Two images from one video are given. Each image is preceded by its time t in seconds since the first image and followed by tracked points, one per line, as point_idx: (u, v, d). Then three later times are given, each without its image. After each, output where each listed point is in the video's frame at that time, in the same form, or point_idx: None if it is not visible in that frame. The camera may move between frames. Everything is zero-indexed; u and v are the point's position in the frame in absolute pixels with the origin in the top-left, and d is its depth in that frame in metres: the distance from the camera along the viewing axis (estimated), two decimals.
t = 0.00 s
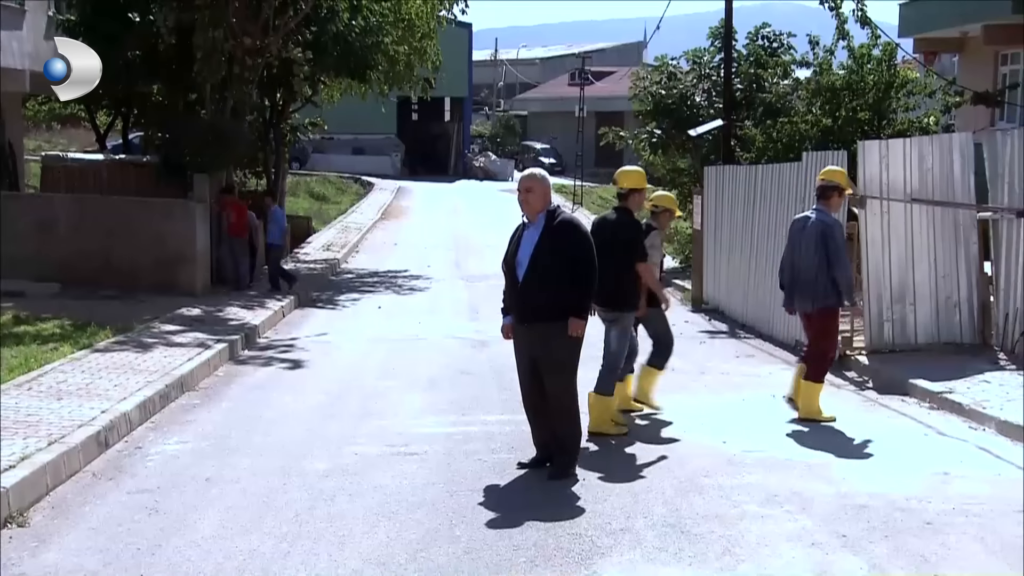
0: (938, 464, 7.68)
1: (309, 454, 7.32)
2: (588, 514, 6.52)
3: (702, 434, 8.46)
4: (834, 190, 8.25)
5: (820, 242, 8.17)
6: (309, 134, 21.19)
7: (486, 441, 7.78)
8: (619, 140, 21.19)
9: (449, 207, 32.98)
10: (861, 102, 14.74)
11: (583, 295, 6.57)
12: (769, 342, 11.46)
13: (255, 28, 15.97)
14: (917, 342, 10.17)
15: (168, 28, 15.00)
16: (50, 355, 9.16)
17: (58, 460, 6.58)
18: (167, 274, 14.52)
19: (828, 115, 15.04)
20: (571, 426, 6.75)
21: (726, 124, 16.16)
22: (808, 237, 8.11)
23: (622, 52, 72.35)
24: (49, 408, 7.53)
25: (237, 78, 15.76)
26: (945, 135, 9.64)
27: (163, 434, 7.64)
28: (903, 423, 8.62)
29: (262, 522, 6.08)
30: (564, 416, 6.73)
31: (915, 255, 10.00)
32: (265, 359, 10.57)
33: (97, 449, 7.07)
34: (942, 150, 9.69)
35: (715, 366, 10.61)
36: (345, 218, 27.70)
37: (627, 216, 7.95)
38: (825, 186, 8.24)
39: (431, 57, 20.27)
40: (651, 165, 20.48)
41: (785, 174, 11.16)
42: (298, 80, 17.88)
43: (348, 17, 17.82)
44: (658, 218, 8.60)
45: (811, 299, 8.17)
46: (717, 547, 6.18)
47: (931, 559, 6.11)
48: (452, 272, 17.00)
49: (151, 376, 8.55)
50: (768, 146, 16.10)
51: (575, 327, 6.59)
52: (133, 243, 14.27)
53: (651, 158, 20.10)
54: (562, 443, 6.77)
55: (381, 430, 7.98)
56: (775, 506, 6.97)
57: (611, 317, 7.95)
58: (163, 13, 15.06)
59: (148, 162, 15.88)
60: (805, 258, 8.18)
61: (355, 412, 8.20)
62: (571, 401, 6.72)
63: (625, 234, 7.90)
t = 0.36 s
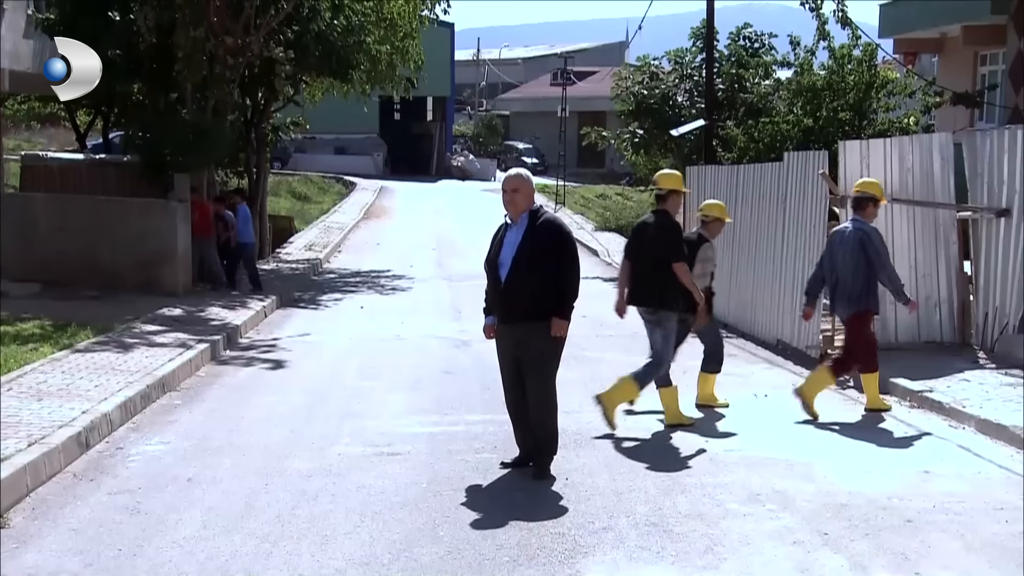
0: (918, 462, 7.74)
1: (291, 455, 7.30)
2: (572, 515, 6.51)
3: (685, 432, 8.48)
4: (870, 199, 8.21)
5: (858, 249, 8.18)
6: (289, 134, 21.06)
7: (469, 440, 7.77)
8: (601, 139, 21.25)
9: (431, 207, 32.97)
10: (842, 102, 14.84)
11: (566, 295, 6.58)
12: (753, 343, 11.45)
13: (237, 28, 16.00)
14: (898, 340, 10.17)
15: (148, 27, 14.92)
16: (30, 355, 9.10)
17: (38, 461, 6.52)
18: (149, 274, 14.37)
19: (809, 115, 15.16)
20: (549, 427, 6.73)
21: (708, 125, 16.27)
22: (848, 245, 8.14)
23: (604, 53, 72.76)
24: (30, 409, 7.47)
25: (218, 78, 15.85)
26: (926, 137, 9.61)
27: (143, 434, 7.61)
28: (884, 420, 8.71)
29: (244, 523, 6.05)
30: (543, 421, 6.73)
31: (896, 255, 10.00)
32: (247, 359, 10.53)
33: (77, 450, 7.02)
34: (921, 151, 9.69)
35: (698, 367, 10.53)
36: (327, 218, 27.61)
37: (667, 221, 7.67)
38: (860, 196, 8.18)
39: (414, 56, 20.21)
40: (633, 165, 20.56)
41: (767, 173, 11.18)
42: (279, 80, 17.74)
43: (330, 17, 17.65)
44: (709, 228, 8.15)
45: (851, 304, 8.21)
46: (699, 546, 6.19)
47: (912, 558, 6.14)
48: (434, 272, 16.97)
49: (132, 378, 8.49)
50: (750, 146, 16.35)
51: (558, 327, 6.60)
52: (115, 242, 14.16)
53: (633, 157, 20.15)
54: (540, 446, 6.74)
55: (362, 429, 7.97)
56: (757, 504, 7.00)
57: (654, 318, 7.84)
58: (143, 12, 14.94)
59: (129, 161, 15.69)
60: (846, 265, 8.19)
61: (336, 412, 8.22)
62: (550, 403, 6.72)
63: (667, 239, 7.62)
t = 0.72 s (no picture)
0: (910, 462, 7.77)
1: (285, 454, 7.31)
2: (566, 515, 6.50)
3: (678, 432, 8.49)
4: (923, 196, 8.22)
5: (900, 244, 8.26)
6: (282, 134, 20.97)
7: (463, 440, 7.77)
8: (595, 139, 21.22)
9: (424, 207, 32.91)
10: (835, 102, 14.72)
11: (559, 298, 6.56)
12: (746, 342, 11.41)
13: (229, 28, 16.06)
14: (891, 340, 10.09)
15: (143, 26, 14.80)
16: (23, 355, 9.07)
17: (31, 461, 6.52)
18: (142, 274, 14.37)
19: (802, 115, 15.01)
20: (541, 427, 6.74)
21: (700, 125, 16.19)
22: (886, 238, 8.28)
23: (597, 54, 72.76)
24: (22, 409, 7.46)
25: (211, 78, 15.85)
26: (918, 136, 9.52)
27: (137, 434, 7.60)
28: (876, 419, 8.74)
29: (237, 523, 6.05)
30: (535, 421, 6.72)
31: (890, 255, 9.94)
32: (241, 359, 10.51)
33: (70, 450, 7.00)
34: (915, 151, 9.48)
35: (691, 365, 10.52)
36: (320, 218, 27.56)
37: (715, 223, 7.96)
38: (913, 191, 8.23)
39: (408, 56, 20.13)
40: (627, 165, 20.55)
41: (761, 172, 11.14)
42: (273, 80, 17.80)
43: (324, 17, 17.76)
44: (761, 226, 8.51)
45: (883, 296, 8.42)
46: (693, 546, 6.19)
47: (905, 557, 6.16)
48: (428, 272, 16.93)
49: (125, 378, 8.47)
50: (744, 147, 16.25)
51: (552, 330, 6.59)
52: (107, 242, 14.14)
53: (627, 157, 20.14)
54: (532, 445, 6.75)
55: (356, 429, 7.97)
56: (751, 503, 7.01)
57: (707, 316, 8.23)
58: (136, 11, 14.84)
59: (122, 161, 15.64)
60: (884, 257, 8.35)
61: (329, 412, 8.22)
62: (544, 404, 6.73)
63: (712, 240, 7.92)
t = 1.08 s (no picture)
0: (907, 462, 7.79)
1: (283, 454, 7.31)
2: (567, 517, 6.48)
3: (676, 433, 8.49)
4: (989, 180, 8.08)
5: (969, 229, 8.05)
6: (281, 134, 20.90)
7: (461, 440, 7.77)
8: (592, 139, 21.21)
9: (422, 207, 32.89)
10: (833, 102, 14.71)
11: (562, 302, 6.57)
12: (745, 344, 11.37)
13: (227, 27, 15.95)
14: (889, 340, 10.14)
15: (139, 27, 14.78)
16: (20, 355, 9.06)
17: (29, 461, 6.51)
18: (140, 274, 14.37)
19: (800, 115, 15.02)
20: (539, 426, 6.75)
21: (698, 125, 16.18)
22: (953, 226, 8.07)
23: (595, 54, 72.66)
24: (20, 409, 7.45)
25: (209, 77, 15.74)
26: (916, 136, 9.53)
27: (135, 434, 7.60)
28: (873, 419, 8.75)
29: (236, 523, 6.05)
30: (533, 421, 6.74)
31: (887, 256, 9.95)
32: (239, 359, 10.51)
33: (68, 451, 7.00)
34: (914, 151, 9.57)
35: (688, 365, 10.50)
36: (318, 218, 27.53)
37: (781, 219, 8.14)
38: (978, 176, 8.07)
39: (405, 56, 20.15)
40: (625, 166, 20.56)
41: (760, 172, 11.08)
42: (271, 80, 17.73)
43: (322, 17, 17.69)
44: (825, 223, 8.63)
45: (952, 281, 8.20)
46: (691, 546, 6.20)
47: (903, 557, 6.17)
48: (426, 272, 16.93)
49: (123, 378, 8.46)
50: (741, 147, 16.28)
51: (553, 334, 6.60)
52: (106, 243, 14.12)
53: (625, 157, 20.15)
54: (529, 445, 6.75)
55: (354, 429, 7.96)
56: (749, 503, 7.02)
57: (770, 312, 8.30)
58: (133, 11, 14.79)
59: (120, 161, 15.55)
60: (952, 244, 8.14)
61: (327, 412, 8.21)
62: (541, 403, 6.73)
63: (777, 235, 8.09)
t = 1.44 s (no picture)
0: (903, 461, 7.82)
1: (280, 455, 7.30)
2: (570, 519, 6.46)
3: (674, 433, 8.49)
4: None
5: None
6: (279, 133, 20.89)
7: (458, 440, 7.78)
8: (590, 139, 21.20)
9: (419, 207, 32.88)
10: (830, 102, 14.68)
11: (568, 300, 6.56)
12: (742, 343, 11.37)
13: (225, 26, 15.93)
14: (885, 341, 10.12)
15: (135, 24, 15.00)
16: (17, 355, 9.05)
17: (25, 461, 6.52)
18: (137, 274, 14.26)
19: (797, 115, 15.04)
20: (535, 426, 6.72)
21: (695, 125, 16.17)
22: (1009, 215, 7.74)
23: (593, 54, 72.55)
24: (16, 409, 7.45)
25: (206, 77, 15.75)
26: (914, 136, 9.59)
27: (131, 434, 7.60)
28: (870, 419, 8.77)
29: (231, 523, 6.05)
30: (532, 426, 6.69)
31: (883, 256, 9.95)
32: (235, 359, 10.51)
33: (64, 451, 7.00)
34: (911, 152, 9.63)
35: (685, 365, 10.49)
36: (315, 218, 27.50)
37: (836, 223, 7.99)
38: None
39: (402, 56, 20.17)
40: (622, 166, 20.56)
41: (756, 172, 11.09)
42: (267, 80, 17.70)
43: (319, 17, 17.67)
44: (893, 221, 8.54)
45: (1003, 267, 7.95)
46: (687, 546, 6.20)
47: (898, 557, 6.19)
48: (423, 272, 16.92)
49: (119, 379, 8.46)
50: (738, 147, 16.28)
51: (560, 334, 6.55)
52: (103, 243, 14.08)
53: (622, 157, 20.14)
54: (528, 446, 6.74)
55: (351, 429, 7.96)
56: (745, 503, 7.02)
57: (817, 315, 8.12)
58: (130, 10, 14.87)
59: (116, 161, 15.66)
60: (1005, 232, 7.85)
61: (324, 413, 8.21)
62: (539, 401, 6.71)
63: (832, 241, 7.93)
